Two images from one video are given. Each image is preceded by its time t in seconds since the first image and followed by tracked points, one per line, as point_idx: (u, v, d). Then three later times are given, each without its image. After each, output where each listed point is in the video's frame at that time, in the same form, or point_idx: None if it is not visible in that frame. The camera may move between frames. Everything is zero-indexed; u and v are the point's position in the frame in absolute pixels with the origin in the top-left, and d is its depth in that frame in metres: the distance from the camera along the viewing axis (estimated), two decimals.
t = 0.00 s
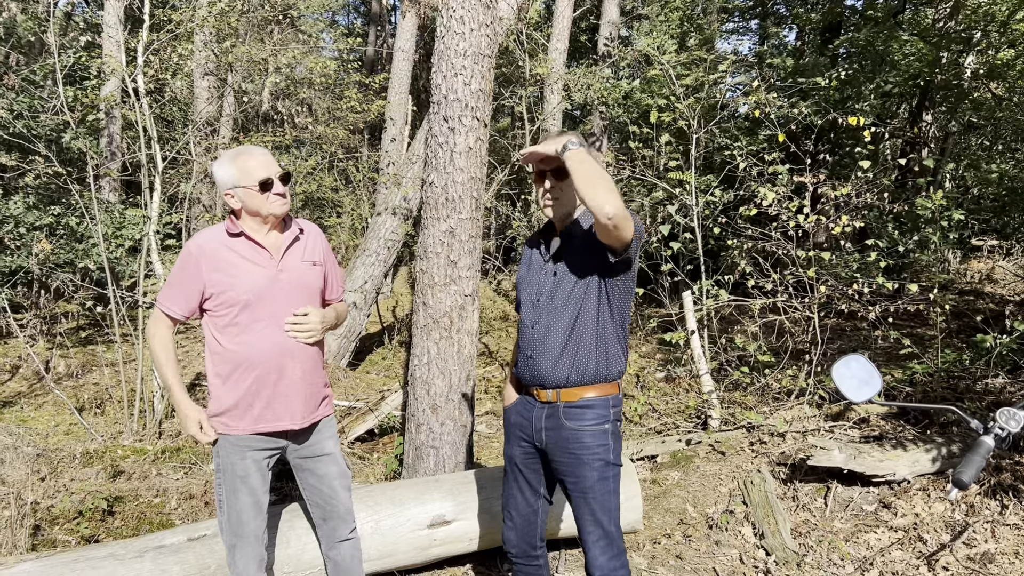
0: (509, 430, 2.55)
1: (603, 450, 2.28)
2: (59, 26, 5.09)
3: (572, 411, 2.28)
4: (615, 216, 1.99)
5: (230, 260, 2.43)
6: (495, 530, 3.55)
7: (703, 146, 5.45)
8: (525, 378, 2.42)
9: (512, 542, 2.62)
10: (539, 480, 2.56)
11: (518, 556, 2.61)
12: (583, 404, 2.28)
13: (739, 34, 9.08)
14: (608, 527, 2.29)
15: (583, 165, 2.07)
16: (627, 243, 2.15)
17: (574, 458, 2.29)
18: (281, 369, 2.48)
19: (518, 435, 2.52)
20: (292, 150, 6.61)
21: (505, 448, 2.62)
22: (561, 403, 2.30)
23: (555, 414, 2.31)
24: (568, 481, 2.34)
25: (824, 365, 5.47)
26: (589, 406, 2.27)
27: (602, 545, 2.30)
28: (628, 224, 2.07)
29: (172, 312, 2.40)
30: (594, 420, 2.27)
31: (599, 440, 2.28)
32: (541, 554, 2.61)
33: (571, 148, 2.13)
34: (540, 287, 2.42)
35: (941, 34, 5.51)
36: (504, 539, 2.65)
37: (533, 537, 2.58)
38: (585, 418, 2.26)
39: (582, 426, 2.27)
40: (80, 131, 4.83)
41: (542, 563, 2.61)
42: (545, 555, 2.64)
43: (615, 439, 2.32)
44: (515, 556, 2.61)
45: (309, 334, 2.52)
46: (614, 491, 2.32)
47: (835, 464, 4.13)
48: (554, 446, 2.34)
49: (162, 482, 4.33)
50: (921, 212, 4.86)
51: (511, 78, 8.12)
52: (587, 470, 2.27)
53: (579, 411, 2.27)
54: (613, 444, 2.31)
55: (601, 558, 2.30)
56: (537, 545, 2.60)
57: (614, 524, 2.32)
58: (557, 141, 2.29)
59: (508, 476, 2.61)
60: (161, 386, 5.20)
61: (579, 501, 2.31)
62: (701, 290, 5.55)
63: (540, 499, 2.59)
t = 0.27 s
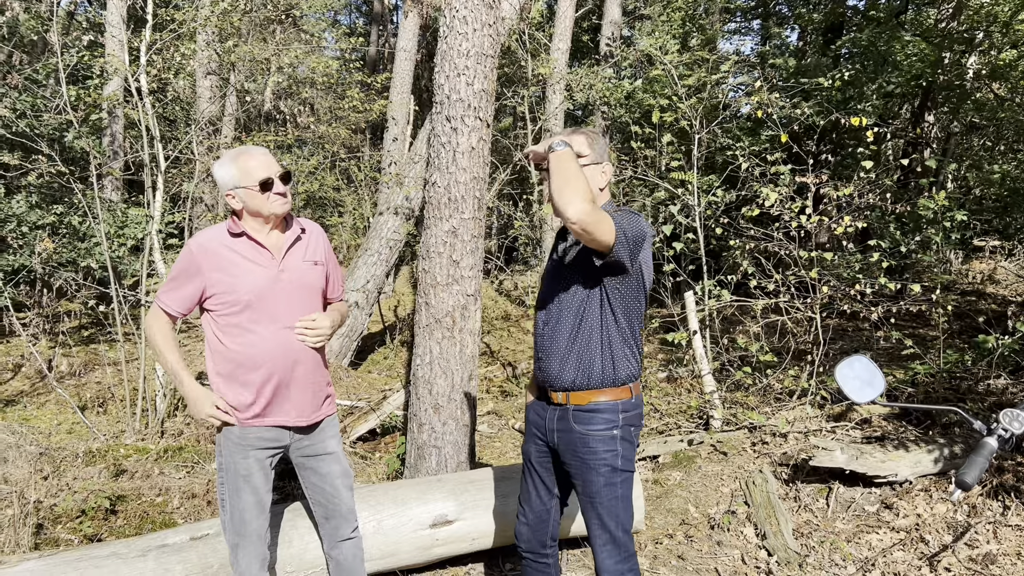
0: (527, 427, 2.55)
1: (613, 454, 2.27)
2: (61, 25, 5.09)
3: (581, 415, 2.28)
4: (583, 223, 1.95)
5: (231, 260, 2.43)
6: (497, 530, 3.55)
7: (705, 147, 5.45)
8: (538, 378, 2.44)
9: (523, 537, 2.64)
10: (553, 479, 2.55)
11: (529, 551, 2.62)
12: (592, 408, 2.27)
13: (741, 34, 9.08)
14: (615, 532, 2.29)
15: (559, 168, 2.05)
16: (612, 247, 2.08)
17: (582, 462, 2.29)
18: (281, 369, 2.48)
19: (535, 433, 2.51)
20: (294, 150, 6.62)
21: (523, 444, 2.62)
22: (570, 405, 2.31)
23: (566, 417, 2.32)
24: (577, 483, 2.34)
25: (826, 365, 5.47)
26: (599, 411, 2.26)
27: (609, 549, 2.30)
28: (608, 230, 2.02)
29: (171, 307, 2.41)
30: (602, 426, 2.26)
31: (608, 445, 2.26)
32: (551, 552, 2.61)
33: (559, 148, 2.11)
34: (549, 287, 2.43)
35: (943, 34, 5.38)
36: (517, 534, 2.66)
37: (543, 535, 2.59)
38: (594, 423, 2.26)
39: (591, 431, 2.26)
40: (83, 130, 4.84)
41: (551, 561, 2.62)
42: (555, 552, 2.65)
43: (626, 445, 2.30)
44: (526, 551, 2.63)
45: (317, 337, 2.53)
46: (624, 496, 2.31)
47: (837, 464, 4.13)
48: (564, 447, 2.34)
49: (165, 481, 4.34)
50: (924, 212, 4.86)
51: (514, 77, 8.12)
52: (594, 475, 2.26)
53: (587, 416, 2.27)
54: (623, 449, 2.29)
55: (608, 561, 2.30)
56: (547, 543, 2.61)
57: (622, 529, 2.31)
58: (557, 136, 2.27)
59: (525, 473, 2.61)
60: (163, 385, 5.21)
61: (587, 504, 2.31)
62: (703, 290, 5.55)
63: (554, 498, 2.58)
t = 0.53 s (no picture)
0: (538, 423, 2.56)
1: (617, 456, 2.27)
2: (65, 24, 5.10)
3: (586, 415, 2.28)
4: (573, 226, 1.96)
5: (237, 258, 2.43)
6: (501, 528, 3.55)
7: (708, 147, 5.45)
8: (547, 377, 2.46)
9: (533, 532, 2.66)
10: (561, 477, 2.56)
11: (538, 545, 2.62)
12: (596, 409, 2.27)
13: (744, 34, 9.07)
14: (618, 533, 2.29)
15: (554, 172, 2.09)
16: (610, 249, 2.09)
17: (587, 462, 2.30)
18: (289, 367, 2.48)
19: (546, 431, 2.52)
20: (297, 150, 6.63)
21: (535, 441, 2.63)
22: (576, 405, 2.32)
23: (573, 417, 2.33)
24: (582, 483, 2.35)
25: (829, 365, 5.46)
26: (603, 412, 2.26)
27: (612, 549, 2.32)
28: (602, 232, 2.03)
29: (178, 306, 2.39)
30: (606, 427, 2.26)
31: (612, 447, 2.27)
32: (561, 548, 2.61)
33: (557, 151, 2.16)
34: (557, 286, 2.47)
35: (946, 35, 5.34)
36: (528, 527, 2.67)
37: (552, 531, 2.59)
38: (598, 423, 2.26)
39: (595, 432, 2.27)
40: (87, 129, 4.85)
41: (560, 558, 2.62)
42: (564, 549, 2.64)
43: (630, 446, 2.29)
44: (537, 544, 2.63)
45: (327, 337, 2.53)
46: (629, 499, 2.31)
47: (840, 464, 4.14)
48: (571, 446, 2.35)
49: (168, 480, 4.35)
50: (927, 213, 4.86)
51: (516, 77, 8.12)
52: (597, 475, 2.27)
53: (591, 416, 2.27)
54: (627, 451, 2.28)
55: (611, 563, 2.32)
56: (557, 540, 2.60)
57: (626, 531, 2.31)
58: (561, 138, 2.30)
59: (538, 468, 2.61)
60: (167, 384, 5.21)
61: (592, 504, 2.33)
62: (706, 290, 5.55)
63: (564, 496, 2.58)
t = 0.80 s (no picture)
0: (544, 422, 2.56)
1: (623, 454, 2.27)
2: (70, 23, 5.11)
3: (592, 414, 2.28)
4: (580, 225, 1.95)
5: (261, 253, 2.44)
6: (505, 527, 3.55)
7: (711, 147, 5.46)
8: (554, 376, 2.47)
9: (538, 531, 2.66)
10: (567, 476, 2.56)
11: (544, 543, 2.63)
12: (602, 408, 2.27)
13: (747, 34, 9.07)
14: (623, 532, 2.29)
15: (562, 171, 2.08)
16: (619, 249, 2.09)
17: (593, 461, 2.30)
18: (308, 363, 2.48)
19: (552, 430, 2.52)
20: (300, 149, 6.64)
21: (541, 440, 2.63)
22: (582, 404, 2.32)
23: (579, 417, 2.33)
24: (588, 482, 2.35)
25: (832, 365, 5.46)
26: (609, 412, 2.26)
27: (616, 549, 2.31)
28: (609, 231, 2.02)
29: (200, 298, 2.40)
30: (612, 426, 2.26)
31: (618, 446, 2.26)
32: (566, 547, 2.61)
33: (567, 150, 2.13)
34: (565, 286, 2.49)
35: (950, 35, 5.39)
36: (534, 525, 2.67)
37: (558, 529, 2.59)
38: (604, 423, 2.26)
39: (601, 431, 2.27)
40: (91, 128, 4.85)
41: (565, 557, 2.61)
42: (569, 548, 2.64)
43: (636, 446, 2.29)
44: (543, 542, 2.63)
45: (347, 336, 2.55)
46: (635, 499, 2.31)
47: (843, 465, 4.14)
48: (577, 445, 2.36)
49: (172, 479, 4.36)
50: (930, 214, 4.86)
51: (519, 77, 8.12)
52: (602, 475, 2.27)
53: (598, 415, 2.27)
54: (633, 450, 2.28)
55: (616, 562, 2.32)
56: (562, 538, 2.60)
57: (630, 530, 2.31)
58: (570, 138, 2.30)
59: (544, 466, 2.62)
60: (170, 382, 5.22)
61: (597, 504, 2.32)
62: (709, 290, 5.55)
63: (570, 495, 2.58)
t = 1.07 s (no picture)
0: (555, 422, 2.57)
1: (636, 450, 2.28)
2: (72, 22, 5.11)
3: (605, 413, 2.30)
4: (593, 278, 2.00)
5: (295, 247, 2.51)
6: (507, 527, 3.55)
7: (713, 147, 5.46)
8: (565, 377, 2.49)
9: (547, 530, 2.66)
10: (576, 476, 2.57)
11: (553, 541, 2.63)
12: (615, 408, 2.29)
13: (749, 35, 9.06)
14: (633, 531, 2.30)
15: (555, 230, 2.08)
16: (629, 276, 2.12)
17: (605, 460, 2.31)
18: (331, 357, 2.53)
19: (563, 430, 2.53)
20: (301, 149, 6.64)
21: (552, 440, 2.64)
22: (595, 404, 2.33)
23: (591, 416, 2.34)
24: (600, 480, 2.36)
25: (834, 366, 5.46)
26: (621, 411, 2.27)
27: (626, 547, 2.32)
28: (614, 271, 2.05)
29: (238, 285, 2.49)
30: (624, 425, 2.27)
31: (630, 445, 2.27)
32: (575, 546, 2.62)
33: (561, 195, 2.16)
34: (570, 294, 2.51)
35: (952, 35, 5.40)
36: (544, 522, 2.69)
37: (568, 527, 2.60)
38: (616, 422, 2.28)
39: (613, 430, 2.28)
40: (93, 127, 4.85)
41: (574, 556, 2.62)
42: (577, 547, 2.65)
43: (648, 445, 2.30)
44: (552, 540, 2.63)
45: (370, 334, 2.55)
46: (648, 497, 2.32)
47: (845, 465, 4.13)
48: (589, 444, 2.37)
49: (174, 477, 4.37)
50: (933, 214, 4.86)
51: (521, 76, 8.12)
52: (615, 474, 2.28)
53: (611, 415, 2.28)
54: (645, 450, 2.29)
55: (626, 560, 2.33)
56: (572, 537, 2.61)
57: (640, 529, 2.31)
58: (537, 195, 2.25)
59: (555, 466, 2.63)
60: (172, 381, 5.22)
61: (608, 502, 2.34)
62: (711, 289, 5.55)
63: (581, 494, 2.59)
